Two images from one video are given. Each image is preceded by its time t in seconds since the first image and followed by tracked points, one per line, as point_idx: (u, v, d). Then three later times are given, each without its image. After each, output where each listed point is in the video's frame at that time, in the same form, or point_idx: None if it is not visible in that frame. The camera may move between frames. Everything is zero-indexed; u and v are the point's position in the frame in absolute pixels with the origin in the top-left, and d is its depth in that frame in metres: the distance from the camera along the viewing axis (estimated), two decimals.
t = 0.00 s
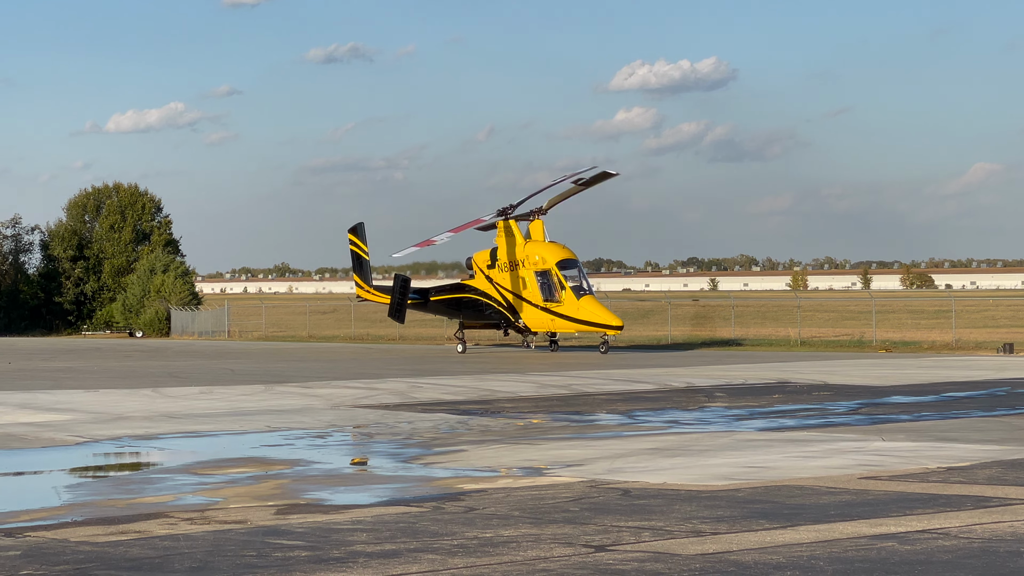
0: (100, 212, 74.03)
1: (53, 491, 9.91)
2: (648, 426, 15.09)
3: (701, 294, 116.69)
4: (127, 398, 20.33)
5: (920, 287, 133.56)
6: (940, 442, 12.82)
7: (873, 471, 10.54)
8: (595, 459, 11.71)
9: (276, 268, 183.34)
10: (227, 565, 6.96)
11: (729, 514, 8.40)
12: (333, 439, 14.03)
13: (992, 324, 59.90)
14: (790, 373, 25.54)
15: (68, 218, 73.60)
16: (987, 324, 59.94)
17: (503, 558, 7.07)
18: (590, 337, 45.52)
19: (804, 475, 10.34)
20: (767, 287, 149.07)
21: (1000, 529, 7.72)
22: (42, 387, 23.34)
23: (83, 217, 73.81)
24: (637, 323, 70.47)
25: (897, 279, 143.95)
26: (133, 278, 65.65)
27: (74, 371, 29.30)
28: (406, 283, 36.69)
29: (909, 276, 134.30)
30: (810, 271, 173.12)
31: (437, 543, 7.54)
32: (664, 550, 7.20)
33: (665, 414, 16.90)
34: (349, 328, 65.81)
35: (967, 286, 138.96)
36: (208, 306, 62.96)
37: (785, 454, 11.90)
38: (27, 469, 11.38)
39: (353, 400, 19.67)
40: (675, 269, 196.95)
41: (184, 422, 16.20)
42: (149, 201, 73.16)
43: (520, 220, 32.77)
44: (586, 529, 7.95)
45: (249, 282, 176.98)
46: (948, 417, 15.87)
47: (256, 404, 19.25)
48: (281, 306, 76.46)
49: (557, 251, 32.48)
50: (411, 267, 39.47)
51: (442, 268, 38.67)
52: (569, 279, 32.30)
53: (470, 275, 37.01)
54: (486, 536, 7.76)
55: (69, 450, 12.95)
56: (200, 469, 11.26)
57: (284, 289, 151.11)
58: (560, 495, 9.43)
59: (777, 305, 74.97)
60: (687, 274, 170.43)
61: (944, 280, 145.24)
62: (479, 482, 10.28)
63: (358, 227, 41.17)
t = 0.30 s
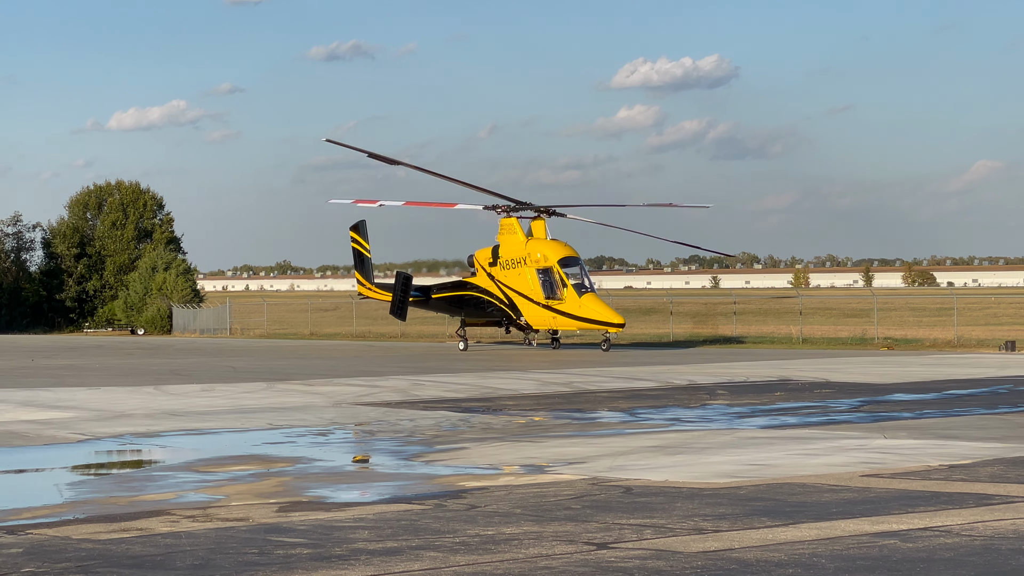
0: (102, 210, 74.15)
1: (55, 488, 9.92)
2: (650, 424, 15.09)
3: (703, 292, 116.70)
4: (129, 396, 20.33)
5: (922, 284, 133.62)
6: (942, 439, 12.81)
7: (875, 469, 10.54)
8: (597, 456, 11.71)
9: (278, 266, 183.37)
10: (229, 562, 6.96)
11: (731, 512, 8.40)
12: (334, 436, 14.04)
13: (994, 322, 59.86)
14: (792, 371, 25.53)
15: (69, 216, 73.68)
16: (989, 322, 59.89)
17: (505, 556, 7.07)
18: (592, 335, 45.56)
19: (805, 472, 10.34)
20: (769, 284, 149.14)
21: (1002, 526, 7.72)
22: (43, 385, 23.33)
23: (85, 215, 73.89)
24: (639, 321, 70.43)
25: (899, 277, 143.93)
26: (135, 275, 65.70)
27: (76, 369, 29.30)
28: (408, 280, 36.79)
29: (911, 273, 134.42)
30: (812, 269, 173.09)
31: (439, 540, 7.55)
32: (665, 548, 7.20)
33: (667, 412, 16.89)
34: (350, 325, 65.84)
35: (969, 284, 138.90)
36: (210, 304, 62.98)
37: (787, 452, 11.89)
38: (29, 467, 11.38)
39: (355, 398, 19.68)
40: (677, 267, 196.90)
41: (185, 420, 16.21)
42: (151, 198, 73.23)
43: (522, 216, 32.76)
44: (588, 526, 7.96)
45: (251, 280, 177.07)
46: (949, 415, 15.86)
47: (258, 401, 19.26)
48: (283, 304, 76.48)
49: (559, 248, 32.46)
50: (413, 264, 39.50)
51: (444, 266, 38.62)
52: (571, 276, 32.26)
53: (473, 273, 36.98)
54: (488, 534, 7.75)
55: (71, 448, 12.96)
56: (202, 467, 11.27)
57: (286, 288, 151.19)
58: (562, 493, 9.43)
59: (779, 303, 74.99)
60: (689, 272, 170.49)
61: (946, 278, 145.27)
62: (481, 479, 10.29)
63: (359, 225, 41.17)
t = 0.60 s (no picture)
0: (105, 207, 74.22)
1: (58, 485, 9.93)
2: (653, 422, 15.08)
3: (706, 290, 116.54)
4: (132, 393, 20.34)
5: (925, 282, 133.49)
6: (945, 437, 12.79)
7: (877, 467, 10.53)
8: (600, 454, 11.71)
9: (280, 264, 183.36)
10: (232, 559, 6.96)
11: (734, 510, 8.39)
12: (336, 434, 14.03)
13: (997, 320, 59.79)
14: (794, 369, 25.50)
15: (72, 213, 73.72)
16: (991, 320, 59.82)
17: (507, 553, 7.08)
18: (594, 332, 45.60)
19: (808, 470, 10.32)
20: (771, 282, 149.13)
21: (1004, 524, 7.71)
22: (46, 382, 23.34)
23: (87, 211, 74.00)
24: (642, 318, 70.37)
25: (902, 274, 143.75)
26: (137, 273, 65.72)
27: (79, 366, 29.32)
28: (411, 278, 36.72)
29: (913, 272, 134.36)
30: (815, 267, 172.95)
31: (442, 538, 7.55)
32: (668, 546, 7.19)
33: (670, 410, 16.90)
34: (353, 323, 65.88)
35: (972, 281, 138.73)
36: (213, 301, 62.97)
37: (789, 450, 11.89)
38: (32, 463, 11.40)
39: (358, 395, 19.67)
40: (680, 265, 196.74)
41: (188, 417, 16.21)
42: (153, 196, 73.25)
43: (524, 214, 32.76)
44: (591, 524, 7.94)
45: (254, 278, 177.05)
46: (953, 413, 15.83)
47: (261, 398, 19.28)
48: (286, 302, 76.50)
49: (562, 246, 32.45)
50: (416, 262, 39.56)
51: (447, 263, 38.75)
52: (573, 274, 32.25)
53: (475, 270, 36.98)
54: (490, 531, 7.75)
55: (74, 445, 12.97)
56: (205, 464, 11.27)
57: (288, 286, 151.18)
58: (565, 490, 9.43)
59: (782, 301, 74.92)
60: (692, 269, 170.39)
61: (949, 276, 145.15)
62: (483, 477, 10.29)
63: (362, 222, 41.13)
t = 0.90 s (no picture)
0: (108, 204, 74.28)
1: (60, 483, 9.95)
2: (656, 420, 15.08)
3: (708, 288, 116.38)
4: (135, 391, 20.37)
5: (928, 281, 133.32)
6: (948, 436, 12.78)
7: (880, 465, 10.52)
8: (603, 452, 11.72)
9: (283, 262, 183.43)
10: (234, 557, 6.97)
11: (737, 508, 8.39)
12: (339, 432, 14.04)
13: (1000, 319, 59.73)
14: (797, 367, 25.50)
15: (76, 211, 73.84)
16: (995, 319, 59.77)
17: (511, 551, 7.08)
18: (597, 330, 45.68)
19: (810, 468, 10.32)
20: (775, 280, 149.13)
21: (1008, 522, 7.70)
22: (50, 380, 23.39)
23: (91, 209, 74.14)
24: (645, 317, 70.37)
25: (905, 272, 143.60)
26: (140, 271, 65.79)
27: (82, 364, 29.37)
28: (414, 276, 36.79)
29: (916, 270, 134.33)
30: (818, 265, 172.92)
31: (445, 535, 7.55)
32: (671, 543, 7.19)
33: (673, 408, 16.90)
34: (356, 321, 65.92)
35: (976, 279, 138.57)
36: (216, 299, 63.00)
37: (792, 448, 11.89)
38: (35, 461, 11.42)
39: (360, 393, 19.69)
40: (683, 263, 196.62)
41: (191, 415, 16.24)
42: (157, 194, 73.31)
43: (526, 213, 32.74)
44: (594, 522, 7.95)
45: (257, 275, 177.10)
46: (956, 411, 15.81)
47: (264, 396, 19.31)
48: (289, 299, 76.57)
49: (565, 244, 32.48)
50: (419, 260, 39.55)
51: (450, 261, 38.75)
52: (576, 272, 32.32)
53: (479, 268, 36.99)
54: (493, 529, 7.75)
55: (77, 443, 13.00)
56: (208, 462, 11.29)
57: (291, 284, 151.16)
58: (568, 488, 9.43)
59: (785, 299, 74.90)
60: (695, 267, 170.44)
61: (951, 274, 145.05)
62: (486, 475, 10.29)
63: (365, 221, 41.16)
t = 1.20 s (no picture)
0: (110, 203, 74.28)
1: (62, 481, 9.95)
2: (657, 419, 15.09)
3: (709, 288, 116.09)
4: (137, 389, 20.38)
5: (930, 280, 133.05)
6: (949, 435, 12.77)
7: (881, 465, 10.51)
8: (605, 451, 11.72)
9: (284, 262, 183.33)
10: (236, 556, 6.97)
11: (739, 507, 8.39)
12: (341, 430, 14.04)
13: (1002, 318, 59.63)
14: (799, 366, 25.48)
15: (77, 210, 73.87)
16: (997, 318, 59.68)
17: (512, 550, 7.09)
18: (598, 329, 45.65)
19: (812, 468, 10.31)
20: (776, 280, 148.99)
21: (1010, 522, 7.69)
22: (51, 378, 23.43)
23: (92, 208, 74.12)
24: (646, 316, 70.32)
25: (907, 272, 143.39)
26: (142, 270, 65.80)
27: (83, 362, 29.40)
28: (416, 275, 36.82)
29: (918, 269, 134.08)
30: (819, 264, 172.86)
31: (446, 534, 7.56)
32: (672, 543, 7.19)
33: (674, 407, 16.90)
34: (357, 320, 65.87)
35: (978, 279, 138.35)
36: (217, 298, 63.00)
37: (794, 447, 11.89)
38: (37, 459, 11.44)
39: (362, 392, 19.71)
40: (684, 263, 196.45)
41: (192, 413, 16.26)
42: (158, 192, 73.27)
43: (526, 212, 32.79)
44: (594, 522, 7.95)
45: (258, 274, 177.09)
46: (957, 410, 15.79)
47: (265, 395, 19.32)
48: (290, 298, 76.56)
49: (566, 243, 32.46)
50: (420, 259, 39.55)
51: (451, 260, 38.76)
52: (578, 271, 32.29)
53: (480, 267, 37.00)
54: (495, 528, 7.75)
55: (79, 441, 13.02)
56: (209, 461, 11.29)
57: (292, 282, 151.06)
58: (569, 487, 9.43)
59: (787, 298, 74.83)
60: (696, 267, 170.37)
61: (953, 274, 144.83)
62: (487, 473, 10.30)
63: (366, 220, 41.19)
